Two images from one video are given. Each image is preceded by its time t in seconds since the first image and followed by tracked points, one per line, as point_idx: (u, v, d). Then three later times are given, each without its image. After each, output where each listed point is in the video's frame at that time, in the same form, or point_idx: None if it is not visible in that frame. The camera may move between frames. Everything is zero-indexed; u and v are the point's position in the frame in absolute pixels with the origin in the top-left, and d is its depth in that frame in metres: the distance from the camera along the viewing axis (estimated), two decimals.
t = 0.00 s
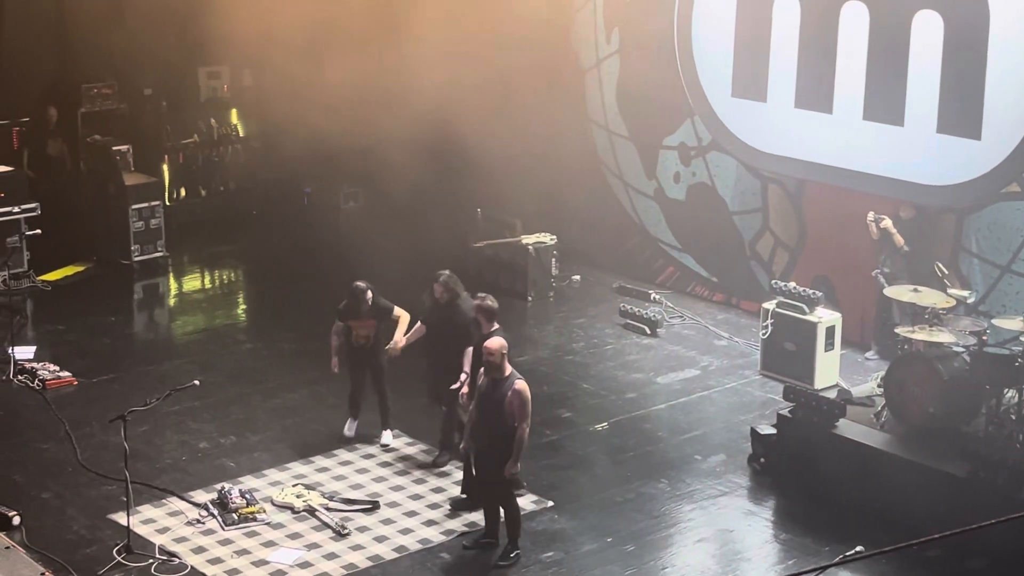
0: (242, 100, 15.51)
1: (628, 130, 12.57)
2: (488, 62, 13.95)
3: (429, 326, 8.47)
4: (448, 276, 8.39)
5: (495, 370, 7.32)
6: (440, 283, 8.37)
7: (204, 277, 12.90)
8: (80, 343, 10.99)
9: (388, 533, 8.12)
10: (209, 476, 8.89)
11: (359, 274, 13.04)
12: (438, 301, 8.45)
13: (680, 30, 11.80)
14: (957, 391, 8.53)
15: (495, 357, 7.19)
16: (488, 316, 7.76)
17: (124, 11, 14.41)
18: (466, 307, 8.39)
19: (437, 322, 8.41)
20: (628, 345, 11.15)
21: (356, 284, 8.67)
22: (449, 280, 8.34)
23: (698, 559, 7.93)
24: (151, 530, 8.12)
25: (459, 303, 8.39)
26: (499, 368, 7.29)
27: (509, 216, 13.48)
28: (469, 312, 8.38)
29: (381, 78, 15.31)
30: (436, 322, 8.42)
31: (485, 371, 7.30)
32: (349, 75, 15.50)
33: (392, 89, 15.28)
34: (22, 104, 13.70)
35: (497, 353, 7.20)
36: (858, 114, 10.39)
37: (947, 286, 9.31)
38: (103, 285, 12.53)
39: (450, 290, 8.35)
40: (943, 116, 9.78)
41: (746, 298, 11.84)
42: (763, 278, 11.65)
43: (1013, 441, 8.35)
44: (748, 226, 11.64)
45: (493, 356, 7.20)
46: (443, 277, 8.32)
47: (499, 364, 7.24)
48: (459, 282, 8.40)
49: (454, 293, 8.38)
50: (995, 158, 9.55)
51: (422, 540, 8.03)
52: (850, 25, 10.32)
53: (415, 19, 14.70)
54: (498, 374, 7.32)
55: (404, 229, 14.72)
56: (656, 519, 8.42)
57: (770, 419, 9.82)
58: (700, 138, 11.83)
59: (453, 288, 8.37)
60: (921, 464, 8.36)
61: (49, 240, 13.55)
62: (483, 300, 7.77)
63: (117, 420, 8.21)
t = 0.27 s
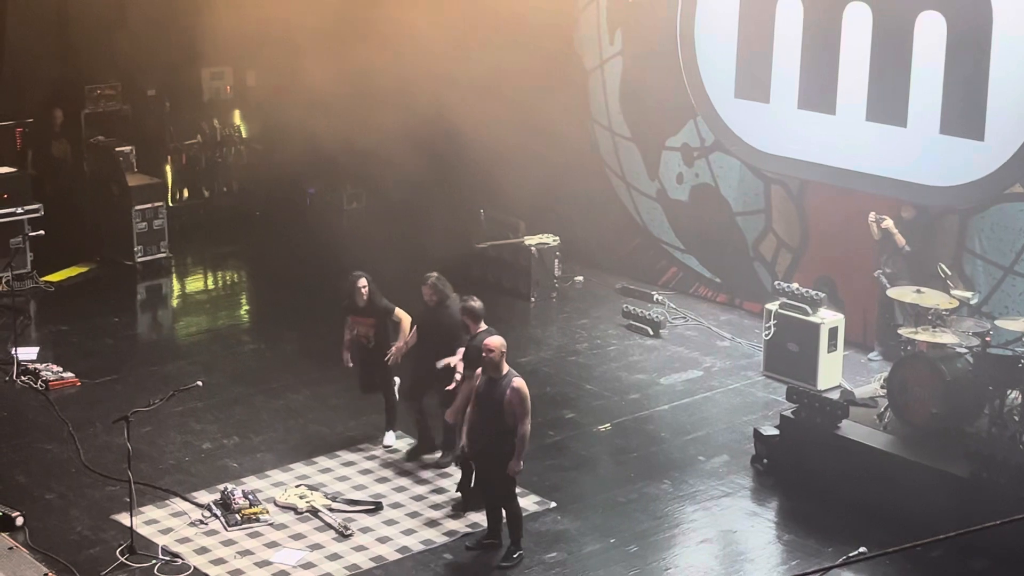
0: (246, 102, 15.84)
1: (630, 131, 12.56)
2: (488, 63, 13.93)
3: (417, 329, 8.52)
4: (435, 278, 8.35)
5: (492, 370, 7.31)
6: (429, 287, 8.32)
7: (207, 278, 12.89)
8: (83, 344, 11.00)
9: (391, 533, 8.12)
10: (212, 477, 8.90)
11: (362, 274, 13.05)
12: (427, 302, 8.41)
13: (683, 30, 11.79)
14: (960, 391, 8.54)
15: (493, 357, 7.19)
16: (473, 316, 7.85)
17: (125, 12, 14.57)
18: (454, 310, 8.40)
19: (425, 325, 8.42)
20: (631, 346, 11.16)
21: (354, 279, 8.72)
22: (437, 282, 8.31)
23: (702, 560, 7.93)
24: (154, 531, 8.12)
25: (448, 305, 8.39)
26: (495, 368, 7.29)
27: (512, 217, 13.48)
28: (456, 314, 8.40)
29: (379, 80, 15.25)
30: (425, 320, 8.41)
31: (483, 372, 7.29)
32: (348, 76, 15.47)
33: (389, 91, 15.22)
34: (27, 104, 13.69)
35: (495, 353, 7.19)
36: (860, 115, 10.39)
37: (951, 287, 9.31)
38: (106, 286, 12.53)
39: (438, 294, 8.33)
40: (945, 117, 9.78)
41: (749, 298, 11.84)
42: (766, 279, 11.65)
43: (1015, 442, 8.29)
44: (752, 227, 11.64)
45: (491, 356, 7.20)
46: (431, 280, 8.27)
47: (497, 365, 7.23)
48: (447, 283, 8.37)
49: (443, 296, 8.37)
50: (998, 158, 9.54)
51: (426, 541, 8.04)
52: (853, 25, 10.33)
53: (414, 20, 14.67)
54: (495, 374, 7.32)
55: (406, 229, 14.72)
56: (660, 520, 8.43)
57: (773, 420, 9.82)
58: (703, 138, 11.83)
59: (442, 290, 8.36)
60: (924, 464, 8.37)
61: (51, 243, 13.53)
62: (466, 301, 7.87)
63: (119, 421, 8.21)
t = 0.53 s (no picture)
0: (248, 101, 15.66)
1: (632, 131, 12.55)
2: (490, 64, 13.92)
3: (402, 333, 8.66)
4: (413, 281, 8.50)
5: (491, 367, 7.31)
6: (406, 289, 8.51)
7: (209, 279, 12.88)
8: (85, 344, 11.01)
9: (393, 534, 8.12)
10: (214, 477, 8.90)
11: (364, 274, 13.05)
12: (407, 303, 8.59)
13: (686, 30, 11.78)
14: (962, 392, 8.52)
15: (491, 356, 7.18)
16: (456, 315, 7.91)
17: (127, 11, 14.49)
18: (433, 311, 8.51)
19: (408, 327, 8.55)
20: (634, 346, 11.15)
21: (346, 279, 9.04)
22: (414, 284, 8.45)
23: (704, 561, 7.92)
24: (156, 531, 8.13)
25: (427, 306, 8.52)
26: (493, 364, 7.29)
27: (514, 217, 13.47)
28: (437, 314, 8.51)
29: (381, 81, 15.24)
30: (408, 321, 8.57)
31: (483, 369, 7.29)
32: (350, 76, 15.45)
33: (391, 92, 15.22)
34: (28, 105, 13.64)
35: (493, 351, 7.19)
36: (863, 115, 10.38)
37: (953, 287, 9.30)
38: (109, 286, 12.53)
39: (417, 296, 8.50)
40: (949, 117, 9.78)
41: (752, 298, 11.82)
42: (769, 280, 11.64)
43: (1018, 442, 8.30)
44: (754, 227, 11.62)
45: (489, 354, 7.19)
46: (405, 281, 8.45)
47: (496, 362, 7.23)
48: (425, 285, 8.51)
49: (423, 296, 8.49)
50: (1001, 158, 9.53)
51: (428, 541, 8.03)
52: (856, 25, 10.31)
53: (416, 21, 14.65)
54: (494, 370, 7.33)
55: (409, 230, 14.72)
56: (661, 521, 8.42)
57: (776, 420, 9.81)
58: (705, 138, 11.81)
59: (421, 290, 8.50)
60: (927, 465, 8.36)
61: (52, 243, 13.54)
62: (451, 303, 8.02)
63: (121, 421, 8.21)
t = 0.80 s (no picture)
0: (251, 102, 15.50)
1: (634, 131, 12.55)
2: (493, 65, 13.93)
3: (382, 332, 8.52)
4: (400, 279, 8.31)
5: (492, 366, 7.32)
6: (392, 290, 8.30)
7: (212, 280, 12.87)
8: (87, 345, 11.01)
9: (395, 535, 8.12)
10: (217, 478, 8.90)
11: (366, 275, 13.05)
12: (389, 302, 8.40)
13: (689, 30, 11.77)
14: (965, 392, 8.54)
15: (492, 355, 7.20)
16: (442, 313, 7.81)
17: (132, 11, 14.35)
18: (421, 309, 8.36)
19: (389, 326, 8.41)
20: (636, 347, 11.15)
21: (324, 277, 8.88)
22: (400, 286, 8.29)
23: (707, 561, 7.93)
24: (159, 532, 8.13)
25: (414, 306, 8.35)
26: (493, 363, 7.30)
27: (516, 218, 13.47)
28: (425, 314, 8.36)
29: (384, 82, 15.26)
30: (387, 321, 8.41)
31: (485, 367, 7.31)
32: (352, 78, 15.47)
33: (394, 93, 15.23)
34: (31, 107, 13.60)
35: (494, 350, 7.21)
36: (866, 116, 10.37)
37: (956, 288, 9.31)
38: (111, 287, 12.54)
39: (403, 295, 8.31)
40: (951, 117, 9.77)
41: (754, 299, 11.82)
42: (771, 281, 11.63)
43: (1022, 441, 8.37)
44: (756, 228, 11.62)
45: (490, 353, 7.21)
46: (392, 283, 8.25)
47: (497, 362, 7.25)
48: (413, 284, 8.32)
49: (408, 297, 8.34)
50: (1004, 159, 9.52)
51: (430, 542, 8.03)
52: (859, 25, 10.31)
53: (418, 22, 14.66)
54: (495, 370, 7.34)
55: (412, 230, 14.72)
56: (664, 521, 8.42)
57: (778, 421, 9.81)
58: (707, 139, 11.80)
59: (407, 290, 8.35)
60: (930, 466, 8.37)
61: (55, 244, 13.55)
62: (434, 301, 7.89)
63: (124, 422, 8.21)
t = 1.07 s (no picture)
0: (253, 100, 15.72)
1: (636, 132, 12.55)
2: (493, 66, 13.91)
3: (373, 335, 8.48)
4: (395, 280, 8.30)
5: (496, 366, 7.32)
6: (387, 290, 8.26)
7: (213, 280, 12.87)
8: (89, 345, 11.01)
9: (397, 535, 8.12)
10: (218, 478, 8.91)
11: (367, 275, 13.04)
12: (382, 304, 8.40)
13: (690, 31, 11.77)
14: (967, 392, 8.53)
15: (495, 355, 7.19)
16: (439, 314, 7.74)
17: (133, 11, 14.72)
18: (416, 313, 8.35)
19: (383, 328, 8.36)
20: (637, 347, 11.14)
21: (312, 277, 8.63)
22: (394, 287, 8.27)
23: (709, 561, 7.94)
24: (160, 532, 8.13)
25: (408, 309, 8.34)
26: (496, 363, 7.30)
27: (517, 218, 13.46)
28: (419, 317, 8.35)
29: (384, 82, 15.22)
30: (379, 321, 8.41)
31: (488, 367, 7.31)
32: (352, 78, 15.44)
33: (394, 94, 15.20)
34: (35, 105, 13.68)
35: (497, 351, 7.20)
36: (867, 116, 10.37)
37: (958, 288, 9.32)
38: (113, 287, 12.54)
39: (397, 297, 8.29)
40: (953, 118, 9.77)
41: (756, 299, 11.81)
42: (773, 281, 11.62)
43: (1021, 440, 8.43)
44: (758, 228, 11.61)
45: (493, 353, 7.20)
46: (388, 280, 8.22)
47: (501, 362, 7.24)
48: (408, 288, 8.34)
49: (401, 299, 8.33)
50: (1006, 159, 9.51)
51: (432, 542, 8.03)
52: (860, 25, 10.31)
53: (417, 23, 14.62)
54: (498, 370, 7.33)
55: (414, 230, 14.72)
56: (665, 521, 8.43)
57: (780, 421, 9.80)
58: (709, 139, 11.80)
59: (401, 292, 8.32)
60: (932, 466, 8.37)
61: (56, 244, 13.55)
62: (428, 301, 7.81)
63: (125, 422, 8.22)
